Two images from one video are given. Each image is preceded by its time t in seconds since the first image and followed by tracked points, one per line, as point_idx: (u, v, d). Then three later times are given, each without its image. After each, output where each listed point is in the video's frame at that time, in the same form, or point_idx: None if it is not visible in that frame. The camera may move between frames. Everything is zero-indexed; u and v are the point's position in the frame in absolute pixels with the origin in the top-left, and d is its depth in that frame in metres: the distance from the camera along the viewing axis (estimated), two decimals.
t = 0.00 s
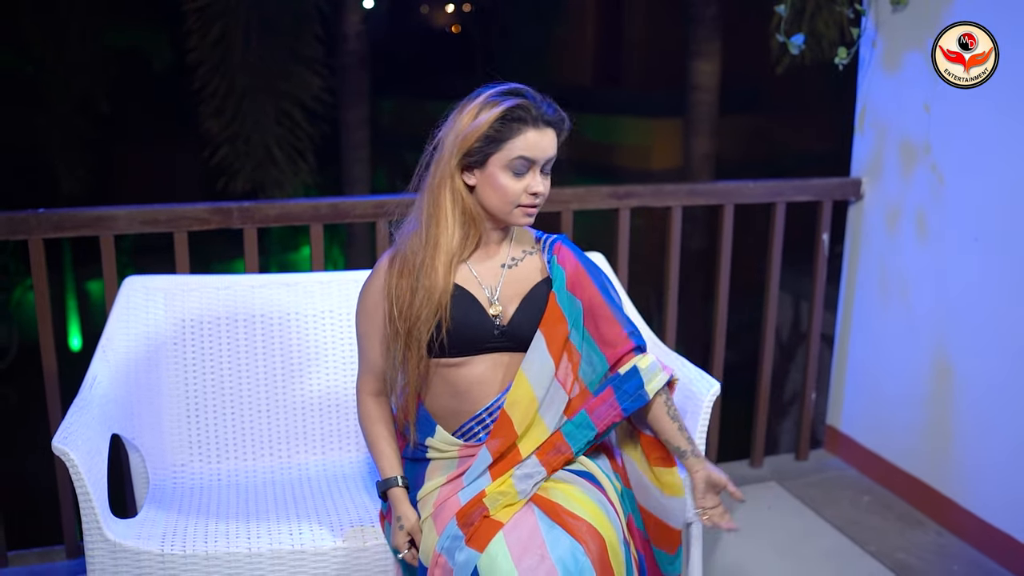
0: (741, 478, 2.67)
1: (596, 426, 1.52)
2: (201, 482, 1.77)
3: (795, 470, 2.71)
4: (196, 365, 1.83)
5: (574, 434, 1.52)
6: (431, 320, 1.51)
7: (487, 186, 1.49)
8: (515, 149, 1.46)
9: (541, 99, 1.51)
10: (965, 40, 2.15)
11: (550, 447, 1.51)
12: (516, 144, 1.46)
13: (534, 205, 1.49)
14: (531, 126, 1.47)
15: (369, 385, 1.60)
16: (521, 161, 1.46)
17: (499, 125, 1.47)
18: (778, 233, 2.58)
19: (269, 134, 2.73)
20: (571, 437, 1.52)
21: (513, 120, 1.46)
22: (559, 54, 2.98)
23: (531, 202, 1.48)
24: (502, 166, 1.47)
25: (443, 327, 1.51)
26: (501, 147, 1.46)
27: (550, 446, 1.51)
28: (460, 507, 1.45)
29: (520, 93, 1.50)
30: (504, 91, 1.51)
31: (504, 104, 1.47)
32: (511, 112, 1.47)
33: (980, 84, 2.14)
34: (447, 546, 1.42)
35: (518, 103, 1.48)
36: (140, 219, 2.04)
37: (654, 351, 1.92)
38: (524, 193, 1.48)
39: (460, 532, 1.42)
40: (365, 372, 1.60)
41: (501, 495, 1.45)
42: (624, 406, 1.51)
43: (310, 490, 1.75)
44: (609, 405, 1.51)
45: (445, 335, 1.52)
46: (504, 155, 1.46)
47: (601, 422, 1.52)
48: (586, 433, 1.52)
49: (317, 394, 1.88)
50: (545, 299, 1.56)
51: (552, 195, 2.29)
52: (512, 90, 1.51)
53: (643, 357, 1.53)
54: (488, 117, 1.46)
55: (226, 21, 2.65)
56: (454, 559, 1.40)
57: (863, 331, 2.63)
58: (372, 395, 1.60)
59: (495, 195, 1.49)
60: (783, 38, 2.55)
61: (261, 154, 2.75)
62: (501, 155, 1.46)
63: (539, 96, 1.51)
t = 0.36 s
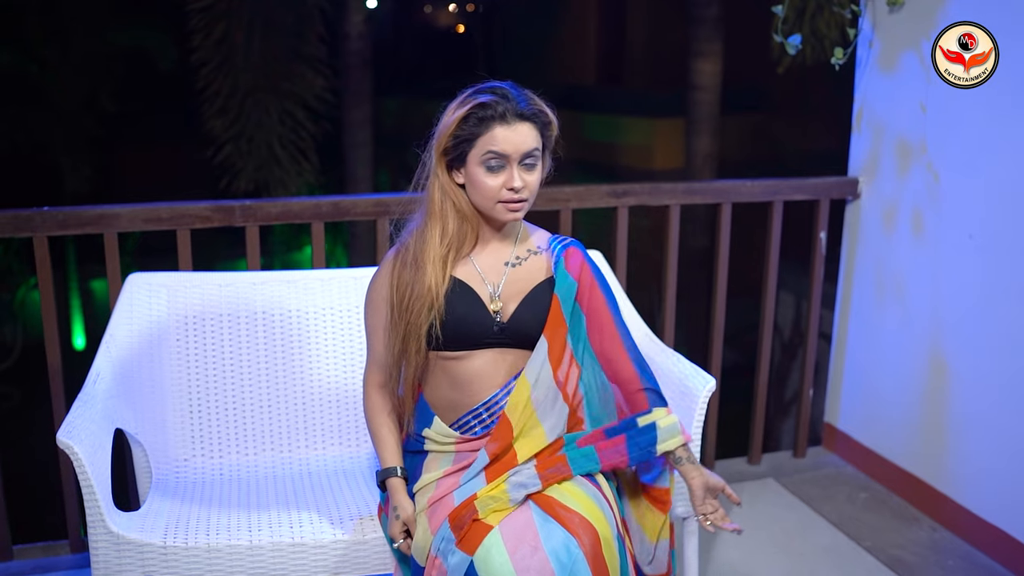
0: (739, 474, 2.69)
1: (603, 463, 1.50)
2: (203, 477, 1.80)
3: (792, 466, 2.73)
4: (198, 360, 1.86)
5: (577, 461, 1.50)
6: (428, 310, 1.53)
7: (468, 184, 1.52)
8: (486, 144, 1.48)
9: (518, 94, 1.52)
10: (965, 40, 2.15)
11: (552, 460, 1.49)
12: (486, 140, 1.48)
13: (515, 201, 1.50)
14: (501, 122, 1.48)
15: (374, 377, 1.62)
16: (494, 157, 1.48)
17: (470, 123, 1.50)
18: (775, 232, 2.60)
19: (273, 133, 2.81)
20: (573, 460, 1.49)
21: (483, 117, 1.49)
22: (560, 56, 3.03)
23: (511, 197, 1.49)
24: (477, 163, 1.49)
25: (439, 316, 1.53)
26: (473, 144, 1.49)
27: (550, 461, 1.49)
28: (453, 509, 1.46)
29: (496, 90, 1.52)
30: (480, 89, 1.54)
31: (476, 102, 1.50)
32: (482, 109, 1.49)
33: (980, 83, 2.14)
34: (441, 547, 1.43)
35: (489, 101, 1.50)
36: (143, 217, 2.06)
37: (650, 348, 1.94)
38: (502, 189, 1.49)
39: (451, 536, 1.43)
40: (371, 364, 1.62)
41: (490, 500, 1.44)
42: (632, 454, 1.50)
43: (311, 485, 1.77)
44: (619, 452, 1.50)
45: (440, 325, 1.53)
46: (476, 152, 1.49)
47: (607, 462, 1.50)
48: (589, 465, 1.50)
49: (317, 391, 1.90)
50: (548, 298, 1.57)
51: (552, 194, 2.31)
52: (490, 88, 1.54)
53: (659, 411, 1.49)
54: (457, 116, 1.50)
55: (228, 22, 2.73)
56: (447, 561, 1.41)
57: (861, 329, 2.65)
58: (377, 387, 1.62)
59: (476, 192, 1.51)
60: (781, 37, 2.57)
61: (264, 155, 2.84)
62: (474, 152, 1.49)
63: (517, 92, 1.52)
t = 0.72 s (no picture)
0: (739, 470, 2.71)
1: (630, 452, 1.48)
2: (208, 471, 1.82)
3: (792, 463, 2.75)
4: (203, 355, 1.88)
5: (602, 454, 1.48)
6: (436, 304, 1.55)
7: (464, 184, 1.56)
8: (476, 143, 1.52)
9: (509, 94, 1.55)
10: (965, 40, 2.17)
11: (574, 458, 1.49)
12: (476, 139, 1.52)
13: (509, 198, 1.52)
14: (490, 120, 1.52)
15: (382, 371, 1.64)
16: (484, 155, 1.52)
17: (462, 124, 1.54)
18: (774, 230, 2.62)
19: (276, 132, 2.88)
20: (600, 455, 1.48)
21: (473, 117, 1.53)
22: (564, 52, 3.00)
23: (504, 194, 1.52)
24: (470, 162, 1.53)
25: (447, 311, 1.55)
26: (466, 143, 1.53)
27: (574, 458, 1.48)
28: (472, 496, 1.46)
29: (487, 90, 1.56)
30: (472, 91, 1.58)
31: (466, 103, 1.54)
32: (471, 110, 1.54)
33: (980, 83, 2.15)
34: (451, 529, 1.43)
35: (478, 101, 1.54)
36: (149, 214, 2.09)
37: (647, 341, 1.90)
38: (495, 186, 1.52)
39: (468, 520, 1.43)
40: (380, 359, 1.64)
41: (513, 494, 1.45)
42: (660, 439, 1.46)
43: (314, 479, 1.79)
44: (642, 435, 1.46)
45: (447, 321, 1.55)
46: (468, 151, 1.53)
47: (635, 450, 1.47)
48: (616, 456, 1.48)
49: (321, 386, 1.92)
50: (557, 294, 1.58)
51: (554, 192, 2.33)
52: (482, 89, 1.58)
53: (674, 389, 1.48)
54: (447, 117, 1.55)
55: (233, 21, 2.80)
56: (456, 544, 1.41)
57: (861, 326, 2.66)
58: (384, 380, 1.64)
59: (472, 191, 1.54)
60: (781, 37, 2.58)
61: (268, 154, 2.89)
62: (467, 151, 1.53)
63: (508, 91, 1.56)
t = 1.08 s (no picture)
0: (740, 468, 2.73)
1: (638, 429, 1.46)
2: (215, 466, 1.84)
3: (793, 461, 2.76)
4: (210, 352, 1.90)
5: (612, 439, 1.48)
6: (444, 304, 1.57)
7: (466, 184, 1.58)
8: (475, 144, 1.54)
9: (507, 94, 1.58)
10: (965, 40, 2.18)
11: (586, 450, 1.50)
12: (475, 140, 1.54)
13: (510, 197, 1.54)
14: (488, 121, 1.54)
15: (391, 369, 1.66)
16: (483, 155, 1.54)
17: (460, 126, 1.57)
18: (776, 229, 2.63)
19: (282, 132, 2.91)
20: (610, 441, 1.48)
21: (471, 118, 1.56)
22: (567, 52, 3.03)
23: (504, 193, 1.54)
24: (471, 162, 1.55)
25: (456, 311, 1.57)
26: (466, 145, 1.56)
27: (586, 450, 1.50)
28: (485, 487, 1.47)
29: (485, 92, 1.58)
30: (471, 93, 1.60)
31: (464, 105, 1.57)
32: (469, 111, 1.56)
33: (980, 83, 2.17)
34: (464, 517, 1.44)
35: (476, 103, 1.56)
36: (156, 212, 2.11)
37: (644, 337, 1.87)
38: (495, 185, 1.54)
39: (480, 509, 1.44)
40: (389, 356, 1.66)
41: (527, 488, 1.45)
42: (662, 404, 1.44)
43: (320, 474, 1.81)
44: (647, 407, 1.45)
45: (456, 322, 1.57)
46: (468, 152, 1.55)
47: (643, 426, 1.46)
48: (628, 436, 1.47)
49: (327, 382, 1.95)
50: (563, 291, 1.60)
51: (557, 191, 2.35)
52: (481, 91, 1.60)
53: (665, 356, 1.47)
54: (446, 120, 1.58)
55: (238, 21, 2.81)
56: (468, 533, 1.42)
57: (862, 325, 2.68)
58: (395, 379, 1.66)
59: (474, 191, 1.57)
60: (782, 37, 2.60)
61: (273, 154, 2.91)
62: (467, 152, 1.56)
63: (505, 92, 1.58)
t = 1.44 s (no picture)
0: (741, 465, 2.75)
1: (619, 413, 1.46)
2: (221, 462, 1.86)
3: (793, 458, 2.78)
4: (217, 349, 1.93)
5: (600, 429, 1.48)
6: (451, 303, 1.59)
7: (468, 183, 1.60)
8: (475, 143, 1.56)
9: (505, 94, 1.60)
10: (965, 40, 2.20)
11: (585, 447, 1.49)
12: (475, 139, 1.57)
13: (512, 195, 1.56)
14: (486, 120, 1.57)
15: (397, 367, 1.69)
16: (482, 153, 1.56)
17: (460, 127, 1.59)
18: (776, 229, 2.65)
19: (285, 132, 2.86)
20: (598, 431, 1.48)
21: (471, 119, 1.58)
22: (569, 56, 3.14)
23: (505, 190, 1.56)
24: (471, 162, 1.57)
25: (462, 310, 1.59)
26: (466, 145, 1.58)
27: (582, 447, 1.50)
28: (483, 486, 1.47)
29: (483, 93, 1.61)
30: (470, 94, 1.63)
31: (463, 107, 1.59)
32: (468, 112, 1.59)
33: (980, 83, 2.19)
34: (465, 518, 1.46)
35: (474, 103, 1.59)
36: (163, 211, 2.13)
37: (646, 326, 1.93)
38: (496, 183, 1.56)
39: (479, 511, 1.45)
40: (397, 354, 1.69)
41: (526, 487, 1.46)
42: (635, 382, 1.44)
43: (326, 470, 1.83)
44: (625, 390, 1.45)
45: (463, 323, 1.60)
46: (468, 152, 1.57)
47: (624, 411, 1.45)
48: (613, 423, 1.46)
49: (332, 379, 1.97)
50: (568, 292, 1.62)
51: (558, 190, 2.37)
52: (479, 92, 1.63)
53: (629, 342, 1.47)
54: (446, 122, 1.61)
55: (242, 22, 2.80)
56: (469, 535, 1.44)
57: (862, 323, 2.70)
58: (402, 377, 1.69)
59: (476, 191, 1.59)
60: (782, 38, 2.62)
61: (275, 153, 2.88)
62: (467, 152, 1.58)
63: (503, 92, 1.60)
